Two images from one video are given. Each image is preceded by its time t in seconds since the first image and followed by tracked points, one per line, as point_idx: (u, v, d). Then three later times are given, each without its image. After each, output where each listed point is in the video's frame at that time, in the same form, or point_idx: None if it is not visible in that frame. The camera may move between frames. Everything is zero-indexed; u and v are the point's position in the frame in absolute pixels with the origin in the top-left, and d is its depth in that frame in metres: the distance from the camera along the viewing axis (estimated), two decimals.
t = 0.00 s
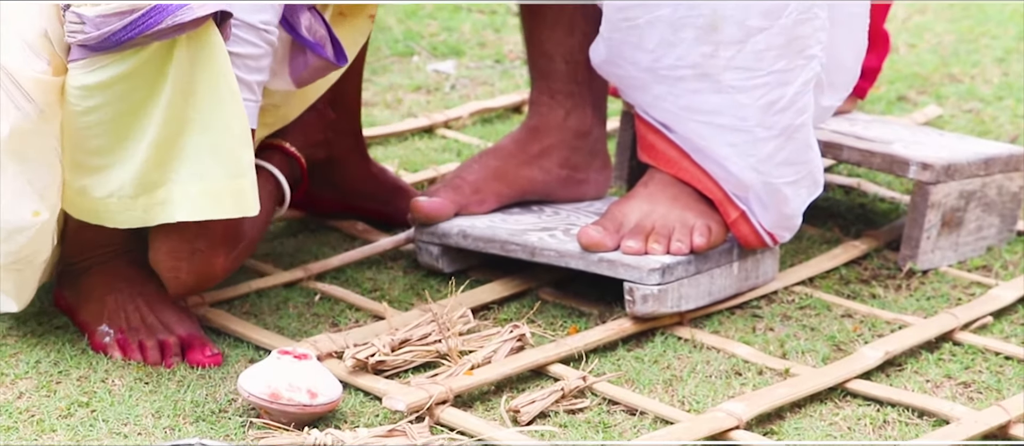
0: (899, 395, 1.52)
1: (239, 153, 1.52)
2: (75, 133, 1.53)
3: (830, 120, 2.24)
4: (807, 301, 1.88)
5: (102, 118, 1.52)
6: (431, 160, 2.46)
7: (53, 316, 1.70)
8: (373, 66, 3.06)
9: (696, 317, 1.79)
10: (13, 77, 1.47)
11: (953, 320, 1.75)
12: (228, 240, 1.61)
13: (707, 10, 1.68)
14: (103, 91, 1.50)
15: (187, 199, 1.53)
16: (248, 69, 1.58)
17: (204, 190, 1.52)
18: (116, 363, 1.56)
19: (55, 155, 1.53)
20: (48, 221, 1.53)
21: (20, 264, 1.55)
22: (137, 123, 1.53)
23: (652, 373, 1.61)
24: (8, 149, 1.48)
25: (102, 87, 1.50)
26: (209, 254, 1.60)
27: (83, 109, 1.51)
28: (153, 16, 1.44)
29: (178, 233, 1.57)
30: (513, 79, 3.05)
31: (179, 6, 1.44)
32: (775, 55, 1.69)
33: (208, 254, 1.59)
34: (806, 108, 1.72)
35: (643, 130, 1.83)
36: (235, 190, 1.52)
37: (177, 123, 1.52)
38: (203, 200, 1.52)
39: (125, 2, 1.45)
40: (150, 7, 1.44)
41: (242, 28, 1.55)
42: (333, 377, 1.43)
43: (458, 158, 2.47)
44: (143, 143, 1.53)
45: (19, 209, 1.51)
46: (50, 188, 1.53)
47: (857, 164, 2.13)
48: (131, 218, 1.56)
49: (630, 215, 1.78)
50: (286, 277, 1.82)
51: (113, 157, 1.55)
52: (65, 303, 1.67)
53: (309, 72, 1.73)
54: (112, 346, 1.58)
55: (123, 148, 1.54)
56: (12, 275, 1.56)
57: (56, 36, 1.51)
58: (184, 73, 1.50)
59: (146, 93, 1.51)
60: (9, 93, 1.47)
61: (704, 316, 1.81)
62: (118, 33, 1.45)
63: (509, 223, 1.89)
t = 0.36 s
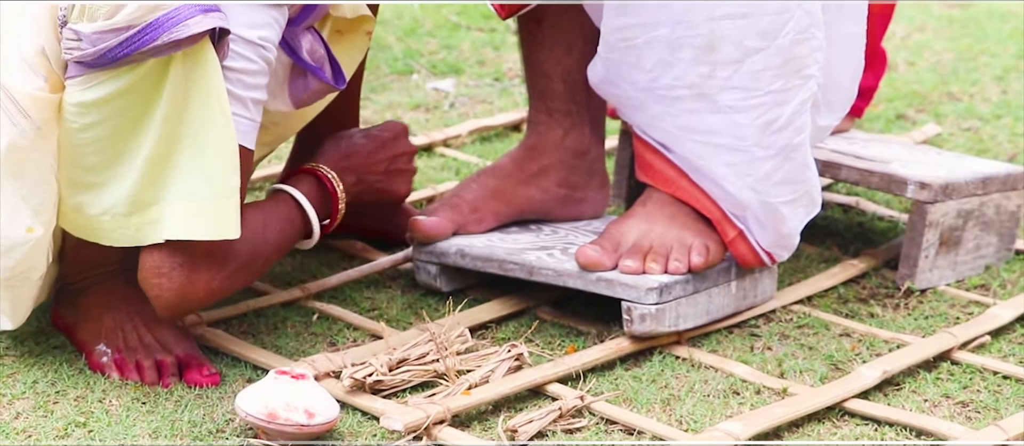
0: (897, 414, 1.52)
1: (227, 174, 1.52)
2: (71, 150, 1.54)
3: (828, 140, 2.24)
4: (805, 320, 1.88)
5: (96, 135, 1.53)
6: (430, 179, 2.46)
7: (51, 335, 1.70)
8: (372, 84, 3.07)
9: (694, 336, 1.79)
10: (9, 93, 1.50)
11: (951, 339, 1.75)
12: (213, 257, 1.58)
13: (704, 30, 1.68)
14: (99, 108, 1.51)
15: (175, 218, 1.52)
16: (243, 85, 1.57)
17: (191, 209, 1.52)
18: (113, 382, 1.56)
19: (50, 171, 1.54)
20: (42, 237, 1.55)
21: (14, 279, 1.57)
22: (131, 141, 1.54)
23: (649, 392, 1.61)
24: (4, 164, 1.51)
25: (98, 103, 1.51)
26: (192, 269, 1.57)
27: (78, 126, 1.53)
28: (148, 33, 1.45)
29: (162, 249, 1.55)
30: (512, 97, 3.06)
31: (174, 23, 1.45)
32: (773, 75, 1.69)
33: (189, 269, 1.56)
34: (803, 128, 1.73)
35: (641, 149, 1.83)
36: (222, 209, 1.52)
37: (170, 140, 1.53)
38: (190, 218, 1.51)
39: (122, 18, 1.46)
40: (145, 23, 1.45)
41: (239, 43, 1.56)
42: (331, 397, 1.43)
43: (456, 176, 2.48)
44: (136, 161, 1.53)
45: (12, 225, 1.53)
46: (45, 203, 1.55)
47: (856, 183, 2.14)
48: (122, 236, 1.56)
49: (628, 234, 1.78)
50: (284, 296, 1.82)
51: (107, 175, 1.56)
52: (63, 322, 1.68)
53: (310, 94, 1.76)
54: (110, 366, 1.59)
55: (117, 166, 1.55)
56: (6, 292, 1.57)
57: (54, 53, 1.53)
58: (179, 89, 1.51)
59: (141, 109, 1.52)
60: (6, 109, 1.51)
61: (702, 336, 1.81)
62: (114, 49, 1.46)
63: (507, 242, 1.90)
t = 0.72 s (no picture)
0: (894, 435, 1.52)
1: (236, 186, 1.52)
2: (76, 163, 1.55)
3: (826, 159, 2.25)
4: (803, 340, 1.88)
5: (102, 147, 1.54)
6: (428, 198, 2.46)
7: (49, 356, 1.71)
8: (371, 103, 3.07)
9: (691, 356, 1.79)
10: (16, 104, 1.50)
11: (949, 359, 1.75)
12: (241, 272, 1.63)
13: (700, 51, 1.67)
14: (107, 119, 1.52)
15: (184, 232, 1.54)
16: (251, 100, 1.60)
17: (200, 222, 1.53)
18: (110, 404, 1.56)
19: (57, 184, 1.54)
20: (50, 251, 1.55)
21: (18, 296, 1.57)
22: (138, 153, 1.54)
23: (647, 412, 1.61)
24: (10, 177, 1.51)
25: (105, 115, 1.52)
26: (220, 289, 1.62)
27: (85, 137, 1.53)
28: (155, 45, 1.45)
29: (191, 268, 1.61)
30: (511, 116, 3.06)
31: (181, 35, 1.45)
32: (769, 95, 1.69)
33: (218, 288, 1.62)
34: (800, 148, 1.73)
35: (638, 169, 1.84)
36: (230, 222, 1.53)
37: (177, 153, 1.53)
38: (199, 232, 1.53)
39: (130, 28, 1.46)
40: (152, 35, 1.46)
41: (244, 59, 1.57)
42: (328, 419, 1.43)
43: (455, 196, 2.48)
44: (143, 174, 1.54)
45: (20, 239, 1.53)
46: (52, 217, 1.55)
47: (853, 203, 2.15)
48: (128, 250, 1.57)
49: (626, 254, 1.79)
50: (282, 317, 1.82)
51: (112, 188, 1.56)
52: (61, 344, 1.68)
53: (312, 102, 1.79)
54: (108, 387, 1.59)
55: (123, 179, 1.56)
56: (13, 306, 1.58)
57: (62, 64, 1.54)
58: (186, 101, 1.51)
59: (148, 122, 1.53)
60: (13, 120, 1.50)
61: (700, 356, 1.81)
62: (121, 60, 1.47)
63: (505, 262, 1.90)
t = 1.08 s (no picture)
0: None
1: (234, 200, 1.54)
2: (73, 173, 1.55)
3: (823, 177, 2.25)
4: (800, 358, 1.88)
5: (103, 158, 1.54)
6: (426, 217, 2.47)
7: (46, 377, 1.71)
8: (370, 121, 3.08)
9: (689, 375, 1.79)
10: (17, 113, 1.52)
11: (946, 377, 1.75)
12: (228, 277, 1.61)
13: (697, 70, 1.68)
14: (106, 129, 1.52)
15: (183, 245, 1.55)
16: (242, 106, 1.59)
17: (199, 235, 1.54)
18: (107, 425, 1.56)
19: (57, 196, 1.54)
20: (52, 261, 1.55)
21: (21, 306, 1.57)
22: (138, 164, 1.55)
23: (645, 431, 1.61)
24: (11, 185, 1.52)
25: (105, 125, 1.52)
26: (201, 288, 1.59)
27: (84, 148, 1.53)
28: (154, 56, 1.47)
29: (178, 269, 1.58)
30: (509, 135, 3.07)
31: (180, 47, 1.47)
32: (766, 114, 1.69)
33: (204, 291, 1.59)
34: (797, 167, 1.73)
35: (635, 188, 1.84)
36: (229, 236, 1.55)
37: (176, 165, 1.54)
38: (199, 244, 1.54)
39: (129, 38, 1.47)
40: (151, 46, 1.47)
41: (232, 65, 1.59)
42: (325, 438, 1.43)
43: (453, 215, 2.48)
44: (143, 185, 1.55)
45: (22, 248, 1.54)
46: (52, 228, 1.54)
47: (849, 221, 2.16)
48: (127, 262, 1.58)
49: (622, 273, 1.79)
50: (279, 337, 1.82)
51: (113, 200, 1.56)
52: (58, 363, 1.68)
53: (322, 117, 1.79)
54: (104, 406, 1.59)
55: (123, 191, 1.56)
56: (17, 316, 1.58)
57: (62, 73, 1.55)
58: (186, 113, 1.52)
59: (148, 133, 1.53)
60: (14, 130, 1.52)
61: (697, 374, 1.80)
62: (120, 70, 1.47)
63: (502, 282, 1.90)
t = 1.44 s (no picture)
0: None
1: (233, 208, 1.51)
2: (85, 174, 1.53)
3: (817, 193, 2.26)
4: (794, 374, 1.88)
5: (110, 159, 1.52)
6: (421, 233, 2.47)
7: (41, 394, 1.71)
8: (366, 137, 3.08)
9: (683, 392, 1.79)
10: (34, 113, 1.51)
11: (940, 394, 1.76)
12: (262, 280, 1.62)
13: (691, 87, 1.68)
14: (118, 128, 1.51)
15: (181, 251, 1.52)
16: (262, 111, 1.58)
17: (196, 239, 1.52)
18: (101, 440, 1.56)
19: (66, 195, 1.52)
20: (58, 262, 1.54)
21: (25, 310, 1.56)
22: (144, 165, 1.53)
23: None
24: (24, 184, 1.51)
25: (116, 123, 1.51)
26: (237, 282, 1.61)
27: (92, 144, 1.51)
28: (166, 57, 1.46)
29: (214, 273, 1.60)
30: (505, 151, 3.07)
31: (194, 49, 1.47)
32: (759, 132, 1.70)
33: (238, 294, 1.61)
34: (790, 184, 1.74)
35: (630, 205, 1.84)
36: (224, 244, 1.52)
37: (181, 170, 1.53)
38: (195, 247, 1.51)
39: (144, 39, 1.47)
40: (164, 47, 1.47)
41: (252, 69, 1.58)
42: None
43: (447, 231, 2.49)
44: (147, 187, 1.53)
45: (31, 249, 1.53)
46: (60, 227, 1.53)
47: (844, 237, 2.17)
48: (127, 265, 1.55)
49: (616, 290, 1.79)
50: (274, 354, 1.82)
51: (118, 202, 1.55)
52: (57, 376, 1.68)
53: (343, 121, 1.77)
54: (100, 421, 1.59)
55: (128, 193, 1.54)
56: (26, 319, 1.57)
57: (80, 74, 1.53)
58: (193, 116, 1.51)
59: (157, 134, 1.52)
60: (31, 129, 1.51)
61: (692, 391, 1.81)
62: (133, 69, 1.47)
63: (497, 298, 1.90)
